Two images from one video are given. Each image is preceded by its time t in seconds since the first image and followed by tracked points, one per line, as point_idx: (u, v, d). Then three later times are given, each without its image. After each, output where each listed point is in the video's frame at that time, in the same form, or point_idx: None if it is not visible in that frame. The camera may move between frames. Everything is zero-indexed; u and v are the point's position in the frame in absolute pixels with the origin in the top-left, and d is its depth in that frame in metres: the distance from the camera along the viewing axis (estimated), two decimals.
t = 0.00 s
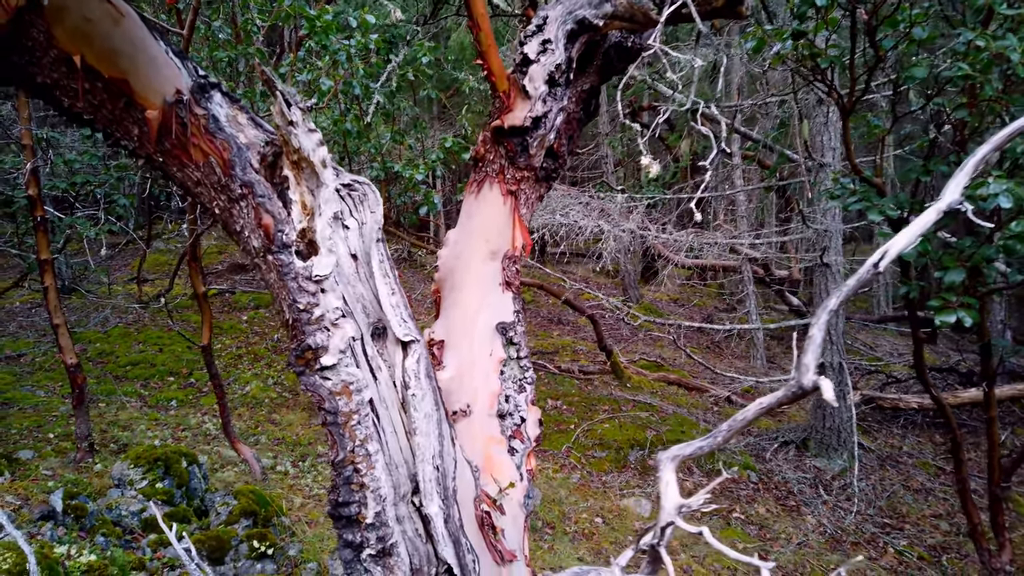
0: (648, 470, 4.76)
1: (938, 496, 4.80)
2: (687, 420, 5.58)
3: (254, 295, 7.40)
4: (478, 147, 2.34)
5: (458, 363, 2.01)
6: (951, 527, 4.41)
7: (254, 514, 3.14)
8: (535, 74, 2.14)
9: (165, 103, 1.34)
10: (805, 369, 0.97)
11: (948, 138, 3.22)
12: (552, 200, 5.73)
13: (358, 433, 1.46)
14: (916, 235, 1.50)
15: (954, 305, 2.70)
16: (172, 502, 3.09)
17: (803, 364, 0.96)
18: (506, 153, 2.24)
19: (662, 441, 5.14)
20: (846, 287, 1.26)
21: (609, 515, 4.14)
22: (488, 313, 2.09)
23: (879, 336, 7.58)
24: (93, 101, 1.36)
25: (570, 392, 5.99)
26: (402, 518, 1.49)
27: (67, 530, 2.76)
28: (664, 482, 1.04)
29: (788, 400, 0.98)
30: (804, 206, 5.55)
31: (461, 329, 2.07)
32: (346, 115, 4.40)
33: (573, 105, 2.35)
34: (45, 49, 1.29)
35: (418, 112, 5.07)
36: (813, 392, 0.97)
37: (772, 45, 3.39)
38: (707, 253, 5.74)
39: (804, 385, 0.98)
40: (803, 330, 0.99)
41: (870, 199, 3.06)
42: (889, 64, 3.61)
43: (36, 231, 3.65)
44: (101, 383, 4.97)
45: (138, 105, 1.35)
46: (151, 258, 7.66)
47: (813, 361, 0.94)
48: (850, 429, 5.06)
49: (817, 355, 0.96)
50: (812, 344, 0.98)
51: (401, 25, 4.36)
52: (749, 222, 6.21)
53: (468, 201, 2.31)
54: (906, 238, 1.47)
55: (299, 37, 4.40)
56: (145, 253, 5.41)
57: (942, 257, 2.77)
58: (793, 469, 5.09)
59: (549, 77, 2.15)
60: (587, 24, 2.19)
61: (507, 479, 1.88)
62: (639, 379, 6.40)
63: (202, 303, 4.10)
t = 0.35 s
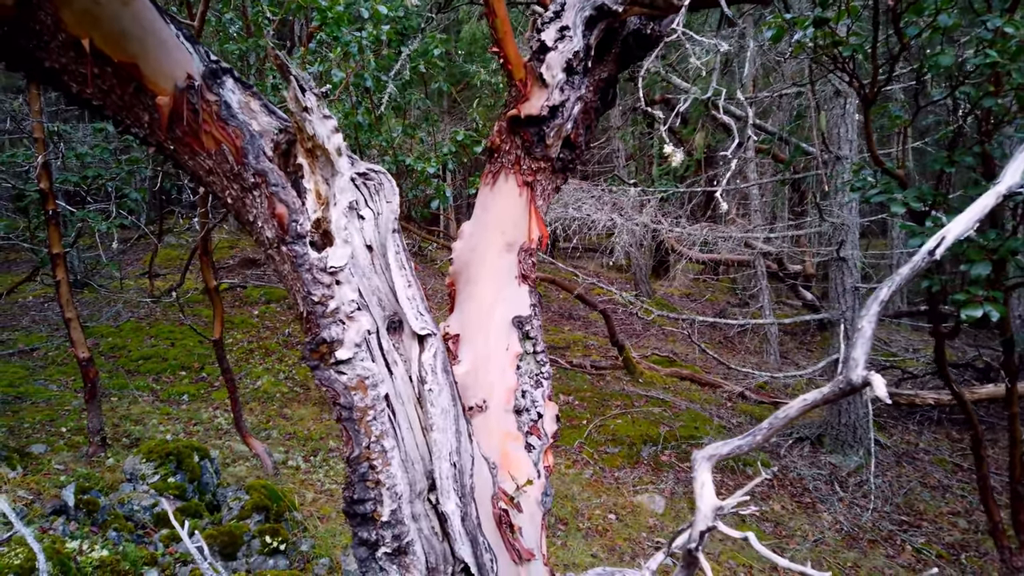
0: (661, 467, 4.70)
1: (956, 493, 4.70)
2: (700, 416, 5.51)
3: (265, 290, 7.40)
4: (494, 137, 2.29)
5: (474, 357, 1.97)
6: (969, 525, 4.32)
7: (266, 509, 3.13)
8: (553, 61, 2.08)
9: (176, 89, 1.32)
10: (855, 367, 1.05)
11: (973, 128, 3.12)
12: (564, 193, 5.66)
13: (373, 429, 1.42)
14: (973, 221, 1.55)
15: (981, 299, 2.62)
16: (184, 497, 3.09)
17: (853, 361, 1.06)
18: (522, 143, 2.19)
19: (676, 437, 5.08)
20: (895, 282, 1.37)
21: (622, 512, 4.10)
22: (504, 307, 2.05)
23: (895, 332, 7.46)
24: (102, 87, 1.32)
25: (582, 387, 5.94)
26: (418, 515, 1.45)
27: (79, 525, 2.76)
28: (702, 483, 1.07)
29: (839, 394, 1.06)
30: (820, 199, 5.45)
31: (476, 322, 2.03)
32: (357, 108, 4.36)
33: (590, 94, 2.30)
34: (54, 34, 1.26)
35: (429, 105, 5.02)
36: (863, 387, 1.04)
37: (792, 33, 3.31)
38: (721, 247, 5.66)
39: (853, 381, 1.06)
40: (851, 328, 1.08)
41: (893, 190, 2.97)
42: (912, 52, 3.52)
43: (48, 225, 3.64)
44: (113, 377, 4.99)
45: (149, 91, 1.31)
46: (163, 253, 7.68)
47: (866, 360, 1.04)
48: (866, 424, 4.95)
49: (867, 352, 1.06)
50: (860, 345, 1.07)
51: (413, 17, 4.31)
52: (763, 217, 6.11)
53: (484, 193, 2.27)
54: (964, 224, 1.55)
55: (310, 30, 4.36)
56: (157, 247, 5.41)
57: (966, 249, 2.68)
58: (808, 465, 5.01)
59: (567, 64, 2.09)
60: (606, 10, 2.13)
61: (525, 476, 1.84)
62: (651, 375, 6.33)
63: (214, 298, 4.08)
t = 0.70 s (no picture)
0: (669, 462, 4.67)
1: (967, 489, 4.64)
2: (708, 411, 5.47)
3: (272, 285, 7.41)
4: (500, 127, 2.27)
5: (481, 349, 1.95)
6: (981, 521, 4.26)
7: (273, 503, 3.13)
8: (559, 50, 2.06)
9: (178, 76, 1.31)
10: (872, 351, 1.30)
11: (987, 118, 3.06)
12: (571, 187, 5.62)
13: (378, 421, 1.40)
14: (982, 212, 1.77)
15: (994, 292, 2.56)
16: (191, 491, 3.10)
17: (870, 347, 1.31)
18: (529, 134, 2.17)
19: (684, 432, 5.04)
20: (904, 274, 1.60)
21: (630, 507, 4.08)
22: (510, 298, 2.03)
23: (906, 327, 7.37)
24: (102, 73, 1.31)
25: (589, 382, 5.92)
26: (424, 508, 1.44)
27: (87, 518, 2.73)
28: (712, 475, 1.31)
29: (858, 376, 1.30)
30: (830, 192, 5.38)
31: (483, 313, 2.01)
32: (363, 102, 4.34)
33: (597, 84, 2.28)
34: (52, 19, 1.25)
35: (436, 98, 4.98)
36: (878, 369, 1.29)
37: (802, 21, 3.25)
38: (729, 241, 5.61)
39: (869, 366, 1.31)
40: (868, 321, 1.33)
41: (905, 181, 2.92)
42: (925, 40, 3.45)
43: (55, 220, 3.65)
44: (122, 372, 5.02)
45: (150, 77, 1.30)
46: (170, 248, 7.70)
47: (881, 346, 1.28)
48: (876, 419, 4.89)
49: (881, 341, 1.31)
50: (875, 334, 1.33)
51: (418, 10, 4.27)
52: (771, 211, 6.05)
53: (490, 184, 2.25)
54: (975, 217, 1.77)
55: (315, 23, 4.33)
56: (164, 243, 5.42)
57: (979, 241, 2.63)
58: (818, 460, 4.95)
59: (574, 53, 2.07)
60: None
61: (532, 469, 1.82)
62: (659, 370, 6.29)
63: (220, 293, 4.08)
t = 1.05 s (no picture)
0: (686, 456, 4.62)
1: (989, 485, 4.54)
2: (726, 406, 5.41)
3: (289, 280, 7.47)
4: (518, 115, 2.25)
5: (498, 337, 1.94)
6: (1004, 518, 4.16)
7: (291, 494, 3.16)
8: (578, 36, 2.03)
9: (197, 58, 1.32)
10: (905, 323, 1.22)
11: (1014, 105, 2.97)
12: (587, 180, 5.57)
13: (397, 405, 1.40)
14: None
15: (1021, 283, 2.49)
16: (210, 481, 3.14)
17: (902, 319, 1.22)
18: (547, 121, 2.15)
19: (701, 427, 4.99)
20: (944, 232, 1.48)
21: (647, 501, 4.04)
22: (528, 286, 2.02)
23: (929, 323, 7.22)
24: (122, 56, 1.33)
25: (605, 376, 5.88)
26: (442, 493, 1.43)
27: (108, 507, 2.77)
28: (740, 450, 1.33)
29: (888, 350, 1.25)
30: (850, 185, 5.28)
31: (500, 301, 2.00)
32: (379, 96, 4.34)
33: (616, 71, 2.24)
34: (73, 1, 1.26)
35: (451, 91, 4.97)
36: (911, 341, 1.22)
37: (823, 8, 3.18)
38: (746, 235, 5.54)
39: (901, 339, 1.24)
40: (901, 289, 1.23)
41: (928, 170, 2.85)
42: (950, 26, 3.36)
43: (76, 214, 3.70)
44: (141, 365, 5.09)
45: (170, 60, 1.32)
46: (189, 243, 7.80)
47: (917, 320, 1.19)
48: (896, 415, 4.80)
49: (915, 311, 1.21)
50: (909, 304, 1.23)
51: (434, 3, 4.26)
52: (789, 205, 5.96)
53: (507, 172, 2.24)
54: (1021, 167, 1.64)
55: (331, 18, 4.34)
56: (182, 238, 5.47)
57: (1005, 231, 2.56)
58: (837, 455, 4.87)
59: (593, 39, 2.03)
60: None
61: (550, 456, 1.81)
62: (676, 365, 6.24)
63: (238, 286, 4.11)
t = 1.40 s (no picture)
0: (721, 442, 4.49)
1: None
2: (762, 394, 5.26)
3: (322, 270, 7.57)
4: (548, 82, 2.19)
5: (527, 303, 1.90)
6: None
7: (323, 471, 3.20)
8: None
9: (224, 5, 1.38)
10: (948, 234, 1.33)
11: None
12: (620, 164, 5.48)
13: (424, 358, 1.39)
14: None
15: None
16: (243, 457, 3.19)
17: (945, 230, 1.33)
18: (577, 86, 2.09)
19: (735, 414, 4.86)
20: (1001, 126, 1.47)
21: (680, 486, 3.95)
22: (558, 252, 1.98)
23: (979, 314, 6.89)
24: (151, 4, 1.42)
25: (636, 364, 5.79)
26: (470, 452, 1.40)
27: (146, 478, 2.84)
28: (772, 372, 1.34)
29: (932, 260, 1.35)
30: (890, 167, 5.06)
31: (530, 267, 1.96)
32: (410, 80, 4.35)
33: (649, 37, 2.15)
34: None
35: (482, 75, 4.95)
36: (955, 250, 1.33)
37: None
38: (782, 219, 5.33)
39: (944, 247, 1.34)
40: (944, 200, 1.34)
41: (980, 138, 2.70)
42: None
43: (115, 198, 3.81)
44: (179, 349, 5.23)
45: (198, 7, 1.39)
46: (226, 234, 7.98)
47: (959, 230, 1.30)
48: (938, 404, 4.56)
49: (958, 220, 1.33)
50: (952, 214, 1.34)
51: None
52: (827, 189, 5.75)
53: (536, 140, 2.18)
54: None
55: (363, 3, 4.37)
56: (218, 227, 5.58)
57: None
58: (875, 443, 4.65)
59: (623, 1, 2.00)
60: None
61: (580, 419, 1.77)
62: (710, 354, 6.10)
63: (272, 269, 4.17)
